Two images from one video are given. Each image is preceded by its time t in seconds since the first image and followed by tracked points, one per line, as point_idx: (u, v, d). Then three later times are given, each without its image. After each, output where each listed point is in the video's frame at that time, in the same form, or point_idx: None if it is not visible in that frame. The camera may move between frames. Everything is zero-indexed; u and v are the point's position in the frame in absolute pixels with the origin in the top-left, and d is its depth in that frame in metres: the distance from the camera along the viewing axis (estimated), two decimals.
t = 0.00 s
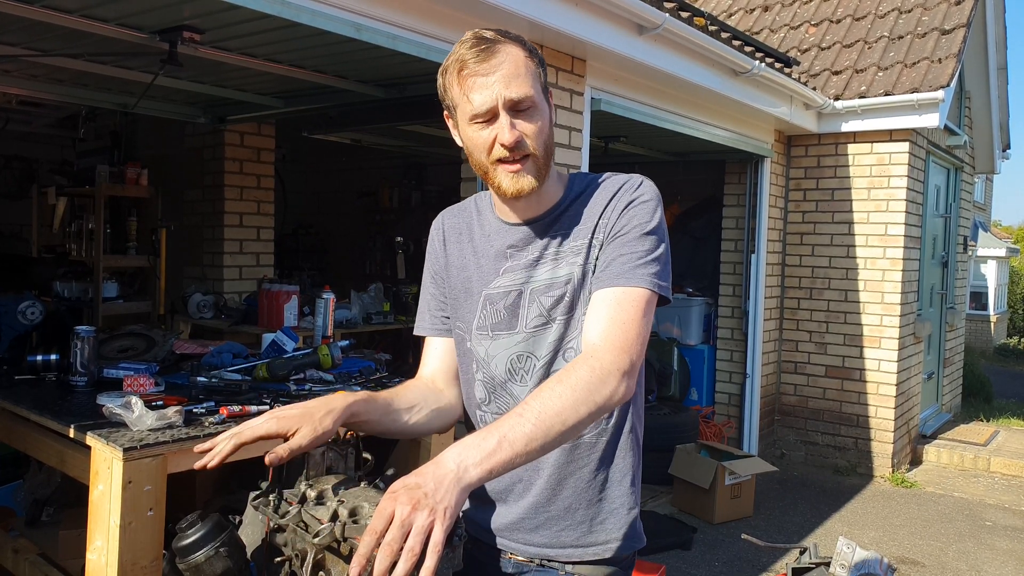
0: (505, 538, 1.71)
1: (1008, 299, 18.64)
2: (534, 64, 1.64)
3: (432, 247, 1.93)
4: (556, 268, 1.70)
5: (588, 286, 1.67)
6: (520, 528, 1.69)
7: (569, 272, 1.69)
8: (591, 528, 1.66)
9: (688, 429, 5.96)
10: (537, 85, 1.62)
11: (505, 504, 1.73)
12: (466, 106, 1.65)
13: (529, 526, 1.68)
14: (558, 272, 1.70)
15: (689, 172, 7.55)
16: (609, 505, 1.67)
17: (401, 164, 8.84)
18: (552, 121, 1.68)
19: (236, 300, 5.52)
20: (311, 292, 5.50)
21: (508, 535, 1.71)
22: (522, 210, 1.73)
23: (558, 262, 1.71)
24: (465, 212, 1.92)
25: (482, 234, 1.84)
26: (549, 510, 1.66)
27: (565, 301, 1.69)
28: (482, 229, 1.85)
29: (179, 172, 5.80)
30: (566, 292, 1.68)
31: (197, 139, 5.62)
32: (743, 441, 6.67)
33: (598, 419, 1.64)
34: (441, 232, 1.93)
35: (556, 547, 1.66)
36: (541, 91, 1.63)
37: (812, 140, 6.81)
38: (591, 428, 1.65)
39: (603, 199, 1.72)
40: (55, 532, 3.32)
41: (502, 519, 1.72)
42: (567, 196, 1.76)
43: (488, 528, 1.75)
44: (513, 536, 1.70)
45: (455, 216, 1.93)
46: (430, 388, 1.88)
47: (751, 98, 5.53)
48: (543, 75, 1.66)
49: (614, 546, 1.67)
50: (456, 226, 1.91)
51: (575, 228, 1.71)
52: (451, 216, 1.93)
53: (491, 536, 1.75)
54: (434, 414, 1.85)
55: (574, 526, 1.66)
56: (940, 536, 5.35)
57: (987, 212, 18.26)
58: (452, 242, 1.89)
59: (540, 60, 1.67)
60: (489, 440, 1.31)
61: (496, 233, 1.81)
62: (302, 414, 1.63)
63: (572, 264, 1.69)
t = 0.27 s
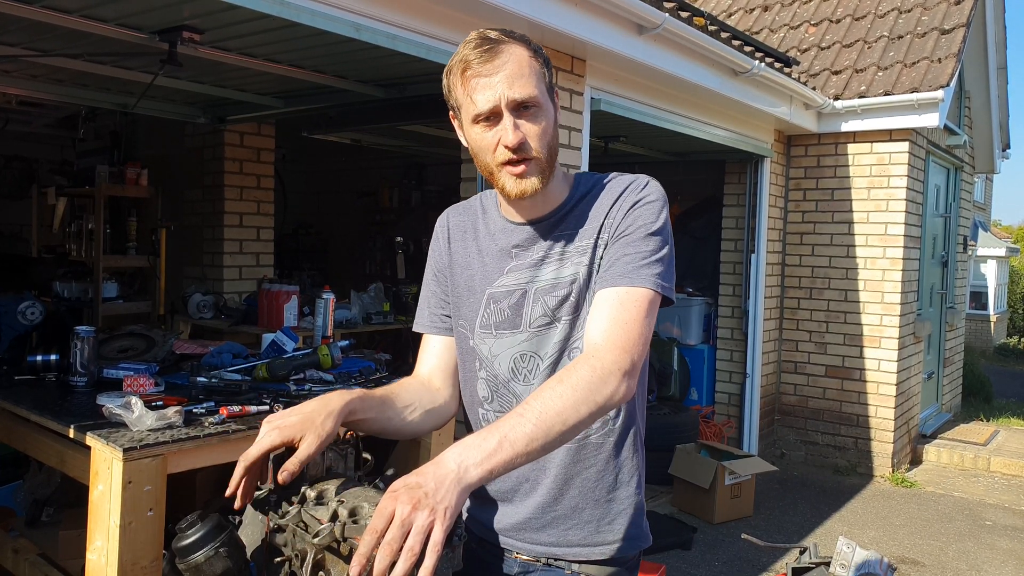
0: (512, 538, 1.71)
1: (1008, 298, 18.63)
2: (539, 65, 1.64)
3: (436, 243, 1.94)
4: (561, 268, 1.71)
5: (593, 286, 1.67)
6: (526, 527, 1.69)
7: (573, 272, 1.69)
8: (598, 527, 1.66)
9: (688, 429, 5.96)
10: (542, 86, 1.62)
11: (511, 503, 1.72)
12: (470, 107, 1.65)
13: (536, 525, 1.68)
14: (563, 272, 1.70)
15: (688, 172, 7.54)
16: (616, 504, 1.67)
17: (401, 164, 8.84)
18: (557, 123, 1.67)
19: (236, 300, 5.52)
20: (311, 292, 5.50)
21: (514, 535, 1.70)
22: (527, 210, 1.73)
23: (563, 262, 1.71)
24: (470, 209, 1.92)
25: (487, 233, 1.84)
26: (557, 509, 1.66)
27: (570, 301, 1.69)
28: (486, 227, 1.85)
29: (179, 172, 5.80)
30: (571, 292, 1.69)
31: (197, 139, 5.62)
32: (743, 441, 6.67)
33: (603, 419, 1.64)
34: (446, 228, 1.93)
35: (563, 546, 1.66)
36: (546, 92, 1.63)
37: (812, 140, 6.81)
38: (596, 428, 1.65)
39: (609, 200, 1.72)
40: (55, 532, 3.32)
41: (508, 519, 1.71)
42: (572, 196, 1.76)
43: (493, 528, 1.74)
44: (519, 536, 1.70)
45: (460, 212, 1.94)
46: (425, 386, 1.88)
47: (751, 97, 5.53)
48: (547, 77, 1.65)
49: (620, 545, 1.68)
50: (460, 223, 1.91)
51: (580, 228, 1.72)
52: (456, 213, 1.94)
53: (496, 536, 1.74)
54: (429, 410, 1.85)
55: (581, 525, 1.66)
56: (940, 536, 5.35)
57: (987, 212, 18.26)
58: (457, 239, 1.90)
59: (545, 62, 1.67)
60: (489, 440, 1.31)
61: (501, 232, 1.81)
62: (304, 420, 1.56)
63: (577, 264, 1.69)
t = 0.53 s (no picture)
0: (511, 536, 1.72)
1: (1008, 299, 18.63)
2: (521, 85, 1.59)
3: (445, 243, 1.94)
4: (565, 269, 1.71)
5: (598, 287, 1.67)
6: (525, 526, 1.70)
7: (578, 272, 1.69)
8: (596, 530, 1.66)
9: (688, 429, 5.96)
10: (518, 109, 1.59)
11: (511, 502, 1.73)
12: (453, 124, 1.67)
13: (535, 525, 1.69)
14: (567, 273, 1.70)
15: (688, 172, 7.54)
16: (616, 507, 1.66)
17: (401, 164, 8.84)
18: (540, 140, 1.64)
19: (236, 300, 5.52)
20: (311, 292, 5.49)
21: (513, 533, 1.71)
22: (527, 214, 1.74)
23: (568, 263, 1.71)
24: (479, 210, 1.93)
25: (494, 234, 1.85)
26: (556, 509, 1.67)
27: (575, 302, 1.68)
28: (494, 229, 1.86)
29: (179, 172, 5.80)
30: (576, 293, 1.68)
31: (197, 139, 5.62)
32: (743, 441, 6.67)
33: (604, 420, 1.64)
34: (454, 229, 1.94)
35: (561, 546, 1.66)
36: (523, 114, 1.59)
37: (812, 140, 6.81)
38: (598, 429, 1.65)
39: (615, 200, 1.72)
40: (55, 532, 3.32)
41: (509, 517, 1.72)
42: (578, 198, 1.76)
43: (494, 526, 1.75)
44: (519, 534, 1.70)
45: (469, 213, 1.95)
46: (430, 387, 1.88)
47: (751, 98, 5.53)
48: (530, 95, 1.60)
49: (619, 548, 1.67)
50: (469, 224, 1.92)
51: (586, 229, 1.71)
52: (465, 214, 1.95)
53: (496, 534, 1.75)
54: (432, 410, 1.84)
55: (580, 527, 1.66)
56: (940, 536, 5.35)
57: (987, 212, 18.26)
58: (465, 240, 1.90)
59: (532, 78, 1.61)
60: (490, 442, 1.31)
61: (508, 234, 1.82)
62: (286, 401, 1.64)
63: (582, 265, 1.69)
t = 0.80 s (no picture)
0: (513, 537, 1.72)
1: (1008, 299, 18.62)
2: (516, 96, 1.59)
3: (449, 244, 1.95)
4: (568, 270, 1.71)
5: (601, 288, 1.67)
6: (526, 527, 1.70)
7: (581, 274, 1.69)
8: (598, 531, 1.66)
9: (688, 429, 5.96)
10: (514, 121, 1.59)
11: (514, 503, 1.73)
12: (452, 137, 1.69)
13: (536, 526, 1.69)
14: (570, 274, 1.70)
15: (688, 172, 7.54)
16: (618, 509, 1.66)
17: (401, 164, 8.84)
18: (539, 149, 1.64)
19: (236, 300, 5.51)
20: (311, 292, 5.49)
21: (515, 534, 1.71)
22: (529, 218, 1.75)
23: (571, 265, 1.71)
24: (483, 211, 1.93)
25: (498, 236, 1.85)
26: (557, 510, 1.67)
27: (578, 304, 1.68)
28: (498, 230, 1.86)
29: (179, 172, 5.80)
30: (578, 294, 1.68)
31: (197, 139, 5.61)
32: (743, 441, 6.67)
33: (607, 421, 1.64)
34: (458, 230, 1.94)
35: (562, 548, 1.67)
36: (520, 125, 1.60)
37: (812, 140, 6.81)
38: (600, 430, 1.65)
39: (620, 202, 1.72)
40: (55, 532, 3.31)
41: (511, 518, 1.72)
42: (582, 199, 1.76)
43: (496, 526, 1.75)
44: (520, 535, 1.71)
45: (473, 214, 1.95)
46: (433, 387, 1.87)
47: (751, 98, 5.53)
48: (527, 106, 1.60)
49: (620, 549, 1.67)
50: (473, 225, 1.92)
51: (589, 231, 1.71)
52: (469, 215, 1.95)
53: (498, 534, 1.75)
54: (433, 409, 1.83)
55: (581, 528, 1.66)
56: (940, 536, 5.34)
57: (987, 212, 18.25)
58: (468, 242, 1.91)
59: (528, 87, 1.60)
60: (492, 441, 1.31)
61: (511, 235, 1.82)
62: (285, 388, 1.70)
63: (585, 266, 1.69)
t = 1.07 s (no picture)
0: (514, 539, 1.71)
1: (1008, 299, 18.61)
2: (514, 100, 1.59)
3: (448, 244, 1.94)
4: (568, 270, 1.70)
5: (600, 289, 1.66)
6: (528, 529, 1.69)
7: (581, 274, 1.69)
8: (600, 531, 1.66)
9: (688, 429, 5.95)
10: (511, 124, 1.59)
11: (515, 505, 1.73)
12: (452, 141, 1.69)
13: (538, 528, 1.68)
14: (569, 274, 1.70)
15: (688, 172, 7.53)
16: (619, 508, 1.66)
17: (401, 164, 8.83)
18: (538, 152, 1.64)
19: (235, 300, 5.51)
20: (311, 292, 5.49)
21: (517, 536, 1.70)
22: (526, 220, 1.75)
23: (570, 264, 1.71)
24: (482, 211, 1.93)
25: (498, 236, 1.85)
26: (559, 512, 1.66)
27: (577, 304, 1.68)
28: (497, 230, 1.86)
29: (179, 172, 5.80)
30: (577, 294, 1.68)
31: (197, 139, 5.61)
32: (743, 441, 6.67)
33: (607, 421, 1.63)
34: (458, 230, 1.94)
35: (564, 549, 1.66)
36: (518, 129, 1.60)
37: (812, 140, 6.81)
38: (601, 430, 1.64)
39: (619, 203, 1.71)
40: (55, 532, 3.31)
41: (512, 520, 1.72)
42: (582, 200, 1.76)
43: (497, 528, 1.75)
44: (522, 537, 1.70)
45: (472, 215, 1.94)
46: (429, 385, 1.87)
47: (751, 98, 5.52)
48: (525, 109, 1.60)
49: (622, 549, 1.67)
50: (472, 225, 1.92)
51: (588, 231, 1.71)
52: (468, 215, 1.94)
53: (500, 536, 1.74)
54: (430, 408, 1.83)
55: (583, 529, 1.65)
56: (940, 536, 5.34)
57: (987, 212, 18.24)
58: (468, 242, 1.90)
59: (525, 90, 1.60)
60: (492, 441, 1.31)
61: (510, 236, 1.82)
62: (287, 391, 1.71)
63: (584, 266, 1.69)
